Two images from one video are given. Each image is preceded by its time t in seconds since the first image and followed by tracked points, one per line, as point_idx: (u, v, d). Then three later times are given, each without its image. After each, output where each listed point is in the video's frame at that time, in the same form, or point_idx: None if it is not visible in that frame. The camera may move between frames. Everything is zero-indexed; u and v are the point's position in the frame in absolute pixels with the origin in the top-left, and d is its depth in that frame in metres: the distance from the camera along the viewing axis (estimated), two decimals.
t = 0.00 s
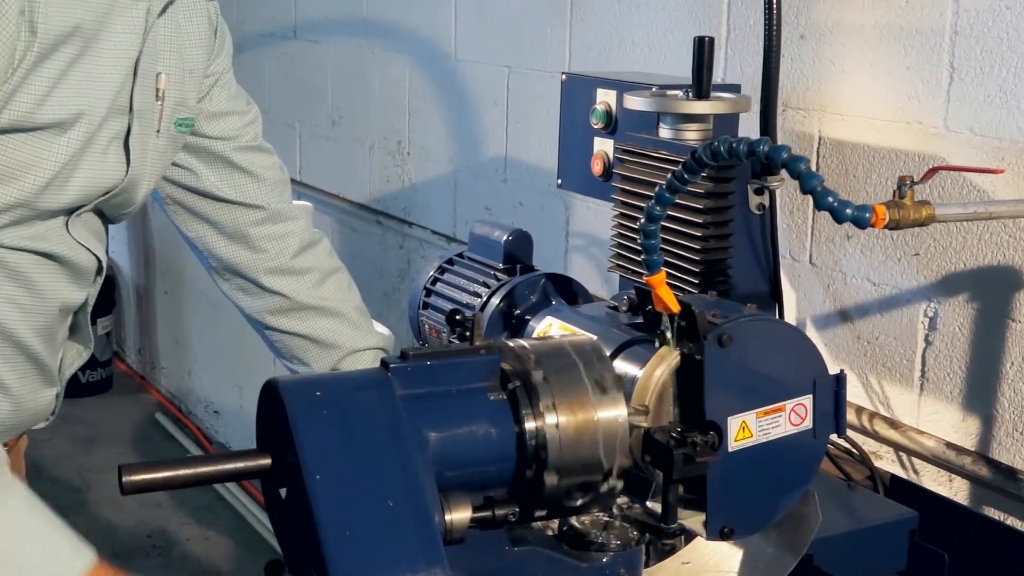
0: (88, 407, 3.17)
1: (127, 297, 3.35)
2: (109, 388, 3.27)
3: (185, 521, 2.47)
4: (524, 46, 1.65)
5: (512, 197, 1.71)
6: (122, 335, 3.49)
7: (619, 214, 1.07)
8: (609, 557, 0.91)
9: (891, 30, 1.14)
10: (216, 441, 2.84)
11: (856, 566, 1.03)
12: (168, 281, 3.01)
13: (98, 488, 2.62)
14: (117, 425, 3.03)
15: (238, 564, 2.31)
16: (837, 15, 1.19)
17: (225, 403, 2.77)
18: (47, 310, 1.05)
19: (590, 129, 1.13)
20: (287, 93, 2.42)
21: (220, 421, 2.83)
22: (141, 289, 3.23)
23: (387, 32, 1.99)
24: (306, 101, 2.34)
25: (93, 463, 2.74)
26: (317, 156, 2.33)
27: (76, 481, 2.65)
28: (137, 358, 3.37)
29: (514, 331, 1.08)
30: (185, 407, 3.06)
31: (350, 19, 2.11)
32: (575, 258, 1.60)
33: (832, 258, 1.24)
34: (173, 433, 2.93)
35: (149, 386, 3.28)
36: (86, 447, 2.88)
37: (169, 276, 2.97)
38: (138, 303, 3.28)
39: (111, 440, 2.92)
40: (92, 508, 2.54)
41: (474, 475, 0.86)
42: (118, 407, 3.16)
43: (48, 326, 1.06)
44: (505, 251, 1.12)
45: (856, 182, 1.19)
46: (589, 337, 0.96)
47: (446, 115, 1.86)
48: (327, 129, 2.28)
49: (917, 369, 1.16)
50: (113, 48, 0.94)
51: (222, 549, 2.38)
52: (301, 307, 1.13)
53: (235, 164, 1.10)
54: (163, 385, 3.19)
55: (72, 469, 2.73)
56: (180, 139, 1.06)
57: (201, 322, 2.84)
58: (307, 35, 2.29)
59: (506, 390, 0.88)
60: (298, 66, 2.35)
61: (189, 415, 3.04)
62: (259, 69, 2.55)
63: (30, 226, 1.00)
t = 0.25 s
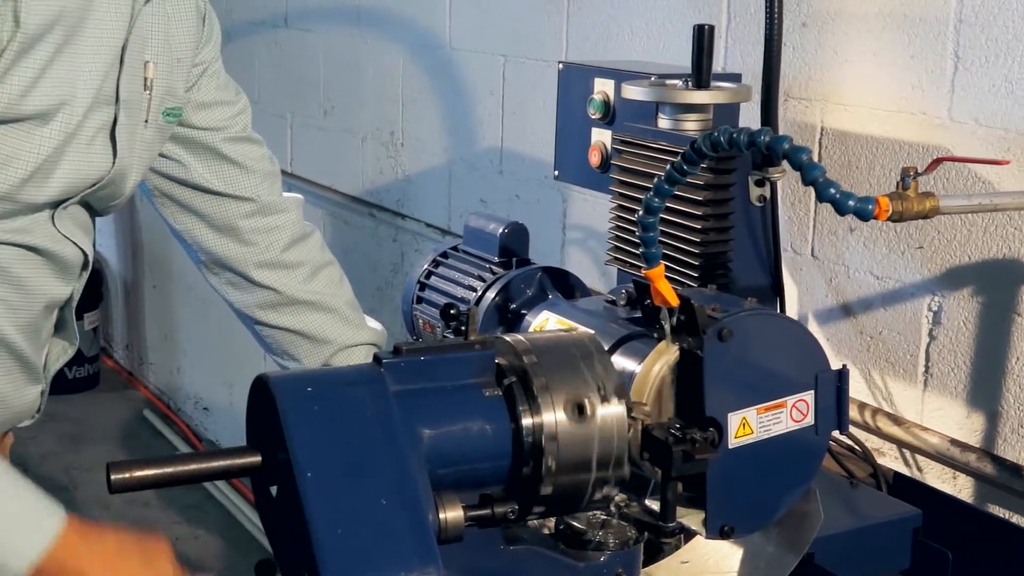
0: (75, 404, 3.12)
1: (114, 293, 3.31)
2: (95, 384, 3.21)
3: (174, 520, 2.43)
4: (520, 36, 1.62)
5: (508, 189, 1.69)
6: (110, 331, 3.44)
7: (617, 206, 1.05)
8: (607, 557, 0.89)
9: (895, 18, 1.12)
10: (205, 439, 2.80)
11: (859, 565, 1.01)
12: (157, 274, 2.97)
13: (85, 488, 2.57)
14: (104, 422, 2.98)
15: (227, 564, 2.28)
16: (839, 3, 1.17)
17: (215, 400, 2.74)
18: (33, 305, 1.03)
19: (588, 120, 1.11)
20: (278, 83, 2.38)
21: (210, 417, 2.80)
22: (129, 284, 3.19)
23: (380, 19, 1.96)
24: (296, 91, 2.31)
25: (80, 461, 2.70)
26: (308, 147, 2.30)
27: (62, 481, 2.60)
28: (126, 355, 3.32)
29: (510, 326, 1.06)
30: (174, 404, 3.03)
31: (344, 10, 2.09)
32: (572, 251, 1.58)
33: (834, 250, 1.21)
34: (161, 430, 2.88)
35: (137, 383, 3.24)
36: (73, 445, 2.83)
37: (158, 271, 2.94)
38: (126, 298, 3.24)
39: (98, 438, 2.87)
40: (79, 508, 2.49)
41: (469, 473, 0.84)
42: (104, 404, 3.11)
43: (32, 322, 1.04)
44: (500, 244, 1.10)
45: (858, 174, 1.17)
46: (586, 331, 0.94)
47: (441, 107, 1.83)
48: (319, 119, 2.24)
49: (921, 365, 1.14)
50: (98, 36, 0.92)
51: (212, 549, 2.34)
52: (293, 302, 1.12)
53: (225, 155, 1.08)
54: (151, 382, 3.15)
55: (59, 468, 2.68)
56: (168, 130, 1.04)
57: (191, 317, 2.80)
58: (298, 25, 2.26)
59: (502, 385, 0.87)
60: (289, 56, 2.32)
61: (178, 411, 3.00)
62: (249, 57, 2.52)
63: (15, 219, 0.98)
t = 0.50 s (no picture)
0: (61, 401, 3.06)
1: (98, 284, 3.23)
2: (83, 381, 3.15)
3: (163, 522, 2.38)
4: (518, 27, 1.60)
5: (505, 182, 1.67)
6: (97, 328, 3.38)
7: (616, 200, 1.03)
8: (605, 558, 0.87)
9: (899, 7, 1.09)
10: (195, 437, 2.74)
11: (864, 565, 0.99)
12: (146, 270, 2.93)
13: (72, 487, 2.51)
14: (91, 417, 2.91)
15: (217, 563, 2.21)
16: None
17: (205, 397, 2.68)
18: (22, 298, 1.01)
19: (587, 112, 1.08)
20: (269, 75, 2.35)
21: (200, 415, 2.73)
22: (116, 277, 3.11)
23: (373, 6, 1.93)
24: (288, 81, 2.28)
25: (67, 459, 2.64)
26: (300, 140, 2.27)
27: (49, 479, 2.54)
28: (112, 352, 3.25)
29: (506, 322, 1.04)
30: (165, 402, 2.97)
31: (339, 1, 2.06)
32: (570, 245, 1.56)
33: (837, 245, 1.19)
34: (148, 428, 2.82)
35: (125, 379, 3.16)
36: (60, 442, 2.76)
37: (148, 266, 2.88)
38: (112, 294, 3.18)
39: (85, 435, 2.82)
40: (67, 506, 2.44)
41: (465, 472, 0.82)
42: (88, 401, 3.02)
43: (23, 316, 1.02)
44: (497, 238, 1.08)
45: (862, 167, 1.15)
46: (586, 328, 0.92)
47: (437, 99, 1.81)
48: (311, 112, 2.21)
49: (927, 361, 1.12)
50: (88, 23, 0.90)
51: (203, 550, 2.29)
52: (287, 298, 1.10)
53: (219, 148, 1.06)
54: (140, 379, 3.10)
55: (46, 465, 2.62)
56: (161, 122, 1.02)
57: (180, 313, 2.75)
58: (290, 14, 2.23)
59: (498, 382, 0.85)
60: (281, 46, 2.28)
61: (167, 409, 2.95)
62: (241, 49, 2.48)
63: (5, 212, 0.95)
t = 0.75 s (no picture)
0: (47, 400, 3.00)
1: (87, 281, 3.18)
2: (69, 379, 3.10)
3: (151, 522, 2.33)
4: (514, 16, 1.57)
5: (500, 174, 1.65)
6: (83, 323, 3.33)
7: (614, 193, 1.01)
8: (604, 558, 0.85)
9: None
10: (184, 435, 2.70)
11: (868, 566, 0.97)
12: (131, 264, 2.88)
13: (59, 486, 2.47)
14: (79, 416, 2.87)
15: (205, 564, 2.17)
16: None
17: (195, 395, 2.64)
18: (8, 292, 0.98)
19: (584, 102, 1.06)
20: (260, 65, 2.32)
21: (189, 413, 2.69)
22: (103, 273, 3.06)
23: None
24: (279, 72, 2.24)
25: (54, 458, 2.59)
26: (291, 131, 2.23)
27: (35, 478, 2.49)
28: (99, 348, 3.20)
29: (502, 317, 1.01)
30: (152, 399, 2.92)
31: None
32: (567, 239, 1.54)
33: (840, 239, 1.17)
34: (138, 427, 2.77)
35: (112, 377, 3.10)
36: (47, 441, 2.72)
37: (134, 260, 2.82)
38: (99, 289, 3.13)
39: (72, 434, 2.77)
40: (54, 505, 2.39)
41: (459, 470, 0.80)
42: (76, 399, 2.97)
43: (9, 311, 1.00)
44: (492, 232, 1.05)
45: (866, 159, 1.13)
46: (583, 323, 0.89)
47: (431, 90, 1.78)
48: (303, 103, 2.18)
49: (932, 357, 1.10)
50: (79, 12, 0.88)
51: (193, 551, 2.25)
52: (279, 292, 1.07)
53: (209, 139, 1.03)
54: (127, 376, 3.04)
55: (33, 464, 2.57)
56: (150, 111, 0.99)
57: (167, 307, 2.71)
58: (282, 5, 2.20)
59: (493, 378, 0.82)
60: (272, 35, 2.25)
61: (156, 407, 2.90)
62: (231, 39, 2.45)
63: None
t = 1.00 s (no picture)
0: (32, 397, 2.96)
1: (74, 275, 3.14)
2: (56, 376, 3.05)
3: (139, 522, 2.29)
4: (510, 6, 1.55)
5: (496, 166, 1.62)
6: (70, 318, 3.27)
7: (613, 185, 0.99)
8: (603, 558, 0.82)
9: None
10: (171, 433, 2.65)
11: (872, 566, 0.95)
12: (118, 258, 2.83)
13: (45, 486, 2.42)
14: (64, 414, 2.82)
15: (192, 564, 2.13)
16: None
17: (182, 392, 2.60)
18: None
19: (583, 93, 1.04)
20: (251, 55, 2.28)
21: (177, 411, 2.65)
22: (90, 267, 3.02)
23: None
24: (271, 62, 2.21)
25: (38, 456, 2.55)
26: (283, 122, 2.20)
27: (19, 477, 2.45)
28: (85, 345, 3.15)
29: (498, 312, 0.99)
30: (140, 397, 2.88)
31: None
32: (565, 232, 1.51)
33: (845, 233, 1.15)
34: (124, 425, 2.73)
35: (99, 374, 3.06)
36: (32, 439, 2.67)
37: (121, 254, 2.78)
38: (86, 284, 3.07)
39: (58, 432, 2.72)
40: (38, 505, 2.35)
41: (454, 469, 0.78)
42: (62, 396, 2.93)
43: None
44: (488, 226, 1.03)
45: (870, 150, 1.10)
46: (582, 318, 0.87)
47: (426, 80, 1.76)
48: (295, 93, 2.14)
49: (938, 353, 1.08)
50: None
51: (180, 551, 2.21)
52: (271, 288, 1.05)
53: (201, 131, 1.01)
54: (114, 373, 3.00)
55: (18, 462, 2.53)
56: (141, 101, 0.96)
57: (156, 302, 2.66)
58: None
59: (490, 375, 0.80)
60: (263, 24, 2.22)
61: (143, 404, 2.86)
62: (223, 29, 2.42)
63: None
